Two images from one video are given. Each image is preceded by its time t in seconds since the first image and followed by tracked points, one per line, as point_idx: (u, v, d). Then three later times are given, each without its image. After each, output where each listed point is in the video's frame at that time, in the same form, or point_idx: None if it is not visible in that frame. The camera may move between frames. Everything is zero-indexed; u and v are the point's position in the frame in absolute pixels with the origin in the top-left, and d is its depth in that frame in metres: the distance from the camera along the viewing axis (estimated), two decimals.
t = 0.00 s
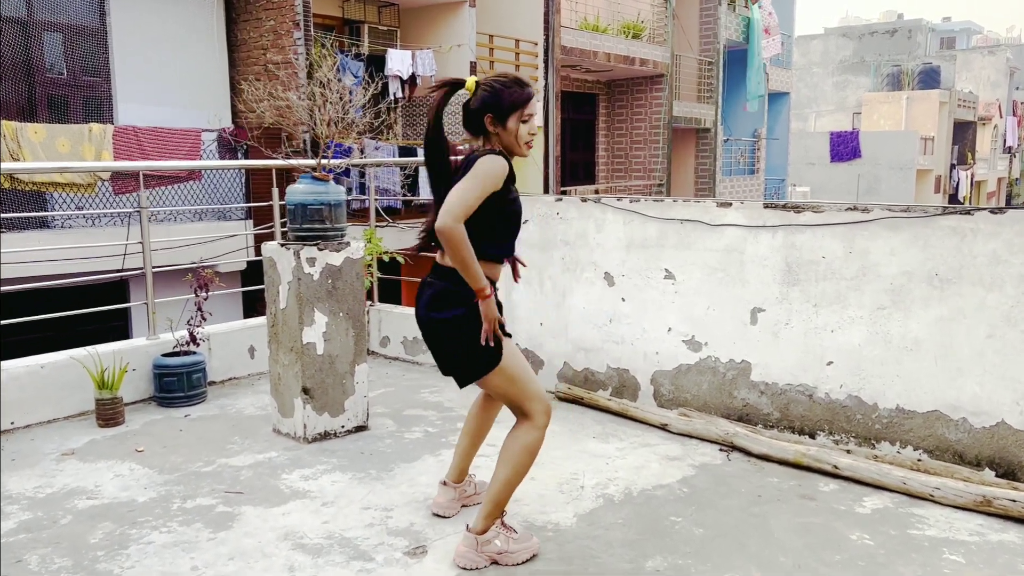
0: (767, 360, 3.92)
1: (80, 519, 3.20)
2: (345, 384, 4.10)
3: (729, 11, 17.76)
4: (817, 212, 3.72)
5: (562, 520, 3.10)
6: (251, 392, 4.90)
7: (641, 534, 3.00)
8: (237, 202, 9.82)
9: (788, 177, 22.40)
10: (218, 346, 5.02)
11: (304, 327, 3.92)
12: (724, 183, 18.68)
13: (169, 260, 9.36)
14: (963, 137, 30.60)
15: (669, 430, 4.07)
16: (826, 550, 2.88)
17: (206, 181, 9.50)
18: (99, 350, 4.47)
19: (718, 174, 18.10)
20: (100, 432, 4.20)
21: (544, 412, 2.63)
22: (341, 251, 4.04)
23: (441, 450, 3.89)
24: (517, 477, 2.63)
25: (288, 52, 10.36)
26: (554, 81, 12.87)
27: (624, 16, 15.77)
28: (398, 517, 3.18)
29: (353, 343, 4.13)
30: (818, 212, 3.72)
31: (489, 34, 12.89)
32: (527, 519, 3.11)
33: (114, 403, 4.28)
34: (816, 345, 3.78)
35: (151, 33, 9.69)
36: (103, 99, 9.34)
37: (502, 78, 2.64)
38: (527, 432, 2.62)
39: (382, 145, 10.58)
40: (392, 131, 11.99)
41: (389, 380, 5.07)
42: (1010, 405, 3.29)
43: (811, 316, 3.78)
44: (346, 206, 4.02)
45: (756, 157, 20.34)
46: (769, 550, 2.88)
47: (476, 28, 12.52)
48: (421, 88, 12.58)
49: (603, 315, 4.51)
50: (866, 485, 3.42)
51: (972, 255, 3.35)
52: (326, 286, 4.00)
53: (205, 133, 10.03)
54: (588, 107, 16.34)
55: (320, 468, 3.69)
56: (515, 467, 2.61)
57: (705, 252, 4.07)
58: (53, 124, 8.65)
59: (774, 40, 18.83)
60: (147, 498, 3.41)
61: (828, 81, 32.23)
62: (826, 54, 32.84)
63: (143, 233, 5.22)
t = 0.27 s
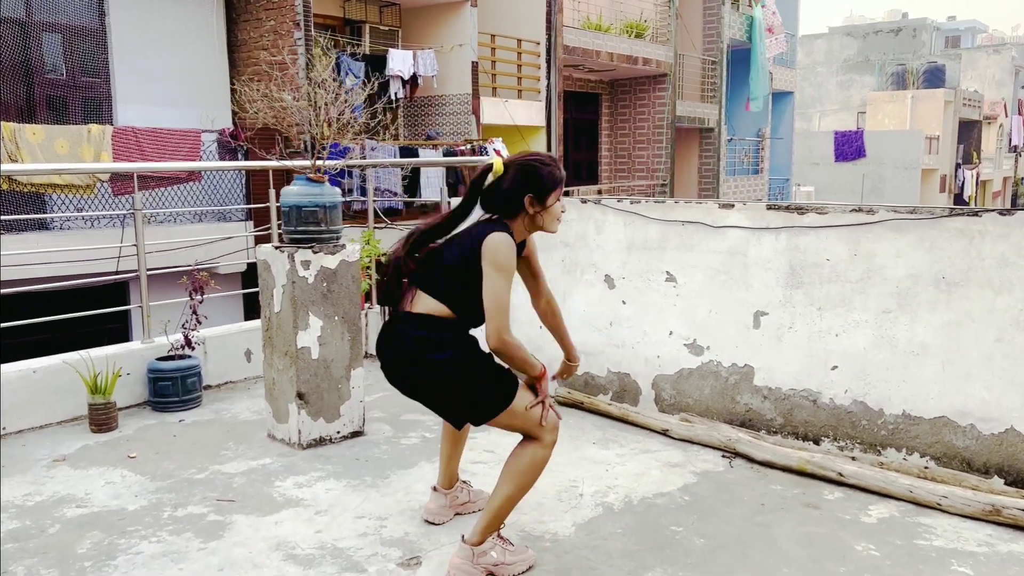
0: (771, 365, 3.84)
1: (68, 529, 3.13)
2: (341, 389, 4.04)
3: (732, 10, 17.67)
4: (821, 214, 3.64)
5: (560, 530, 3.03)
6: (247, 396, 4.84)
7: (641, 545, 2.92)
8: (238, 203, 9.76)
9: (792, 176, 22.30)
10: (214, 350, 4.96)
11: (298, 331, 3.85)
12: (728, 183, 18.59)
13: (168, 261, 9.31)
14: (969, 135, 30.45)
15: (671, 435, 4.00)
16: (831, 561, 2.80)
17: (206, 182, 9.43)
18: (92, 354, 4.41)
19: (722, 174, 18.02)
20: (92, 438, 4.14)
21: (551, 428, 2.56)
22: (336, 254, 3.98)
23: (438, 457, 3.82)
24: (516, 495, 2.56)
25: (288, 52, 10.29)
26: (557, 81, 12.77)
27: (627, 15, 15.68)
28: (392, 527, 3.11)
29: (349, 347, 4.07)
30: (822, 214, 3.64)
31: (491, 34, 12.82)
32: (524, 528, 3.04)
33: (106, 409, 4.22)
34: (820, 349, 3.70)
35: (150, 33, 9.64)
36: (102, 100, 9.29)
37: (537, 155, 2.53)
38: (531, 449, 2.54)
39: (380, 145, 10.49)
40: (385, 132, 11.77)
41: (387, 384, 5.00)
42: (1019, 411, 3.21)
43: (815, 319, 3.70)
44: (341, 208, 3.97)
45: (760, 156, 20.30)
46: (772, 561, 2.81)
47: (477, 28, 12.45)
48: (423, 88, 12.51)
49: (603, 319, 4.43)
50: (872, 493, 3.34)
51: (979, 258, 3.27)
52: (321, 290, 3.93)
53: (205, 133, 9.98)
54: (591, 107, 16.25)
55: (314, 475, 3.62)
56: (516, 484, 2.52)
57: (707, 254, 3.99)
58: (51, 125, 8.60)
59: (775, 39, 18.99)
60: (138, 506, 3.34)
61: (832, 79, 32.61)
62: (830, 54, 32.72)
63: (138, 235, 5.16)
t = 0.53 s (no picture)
0: (773, 370, 3.78)
1: (58, 538, 3.08)
2: (337, 395, 3.99)
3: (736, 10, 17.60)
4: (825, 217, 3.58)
5: (558, 540, 2.97)
6: (244, 401, 4.79)
7: (640, 555, 2.86)
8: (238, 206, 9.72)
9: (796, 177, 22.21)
10: (211, 354, 4.91)
11: (294, 337, 3.80)
12: (732, 184, 18.52)
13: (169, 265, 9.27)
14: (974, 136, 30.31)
15: (672, 441, 3.94)
16: (835, 573, 2.73)
17: (206, 185, 9.39)
18: (87, 359, 4.36)
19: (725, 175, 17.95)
20: (86, 444, 4.09)
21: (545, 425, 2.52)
22: (333, 258, 3.92)
23: (435, 464, 3.76)
24: (513, 503, 2.51)
25: (289, 53, 10.26)
26: (559, 82, 12.70)
27: (630, 16, 15.61)
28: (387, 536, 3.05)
29: (345, 352, 4.01)
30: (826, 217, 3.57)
31: (493, 35, 12.77)
32: (521, 538, 2.98)
33: (101, 414, 4.16)
34: (823, 354, 3.64)
35: (151, 35, 9.61)
36: (103, 102, 9.26)
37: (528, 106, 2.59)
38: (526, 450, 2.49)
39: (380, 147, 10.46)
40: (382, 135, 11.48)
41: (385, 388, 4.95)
42: None
43: (818, 324, 3.64)
44: (338, 211, 3.90)
45: (764, 157, 20.23)
46: (774, 572, 2.74)
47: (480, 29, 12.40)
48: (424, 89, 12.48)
49: (604, 323, 4.37)
50: (877, 502, 3.28)
51: (986, 262, 3.20)
52: (317, 295, 3.88)
53: (205, 136, 9.93)
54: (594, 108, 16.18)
55: (309, 483, 3.57)
56: (514, 491, 2.47)
57: (709, 258, 3.93)
58: (51, 127, 8.56)
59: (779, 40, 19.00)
60: (130, 515, 3.29)
61: (836, 80, 32.48)
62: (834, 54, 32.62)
63: (134, 239, 5.11)
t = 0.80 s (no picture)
0: (781, 376, 3.72)
1: (54, 547, 3.03)
2: (338, 401, 3.94)
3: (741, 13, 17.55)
4: (833, 221, 3.52)
5: (562, 550, 2.91)
6: (244, 406, 4.74)
7: (645, 566, 2.80)
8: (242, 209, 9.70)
9: (802, 180, 22.14)
10: (211, 359, 4.86)
11: (294, 342, 3.75)
12: (737, 187, 18.45)
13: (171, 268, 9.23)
14: (980, 138, 30.20)
15: (677, 448, 3.88)
16: None
17: (210, 189, 9.35)
18: (86, 364, 4.32)
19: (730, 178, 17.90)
20: (85, 450, 4.05)
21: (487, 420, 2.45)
22: (333, 263, 3.87)
23: (437, 471, 3.71)
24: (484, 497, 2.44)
25: (292, 56, 10.24)
26: (563, 85, 12.66)
27: (634, 19, 15.56)
28: (388, 546, 3.00)
29: (346, 357, 3.96)
30: (834, 221, 3.52)
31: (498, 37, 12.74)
32: (524, 547, 2.92)
33: (100, 420, 4.12)
34: (831, 360, 3.58)
35: (154, 37, 9.58)
36: (106, 105, 9.24)
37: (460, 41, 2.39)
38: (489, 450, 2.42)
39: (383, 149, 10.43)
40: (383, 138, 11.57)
41: (387, 394, 4.89)
42: None
43: (826, 329, 3.58)
44: (339, 214, 3.85)
45: (769, 160, 20.18)
46: None
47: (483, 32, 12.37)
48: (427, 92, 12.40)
49: (608, 328, 4.31)
50: (886, 511, 3.22)
51: (998, 266, 3.14)
52: (317, 299, 3.83)
53: (208, 139, 9.91)
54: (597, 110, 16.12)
55: (309, 490, 3.51)
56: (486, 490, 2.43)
57: (715, 262, 3.87)
58: (53, 131, 8.54)
59: (784, 43, 18.74)
60: (127, 523, 3.24)
61: (842, 83, 32.48)
62: (839, 57, 32.59)
63: (134, 243, 5.07)
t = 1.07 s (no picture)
0: (790, 385, 3.67)
1: (51, 559, 2.99)
2: (341, 409, 3.89)
3: (745, 17, 17.52)
4: (843, 228, 3.46)
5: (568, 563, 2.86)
6: (246, 414, 4.69)
7: None
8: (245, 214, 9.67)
9: (806, 185, 22.07)
10: (213, 366, 4.82)
11: (296, 349, 3.70)
12: (741, 192, 18.40)
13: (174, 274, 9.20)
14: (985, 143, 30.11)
15: (685, 458, 3.82)
16: None
17: (213, 193, 9.32)
18: (85, 372, 4.28)
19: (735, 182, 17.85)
20: (84, 459, 4.00)
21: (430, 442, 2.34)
22: (336, 269, 3.83)
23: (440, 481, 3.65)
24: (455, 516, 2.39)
25: (296, 61, 10.22)
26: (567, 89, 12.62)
27: (639, 23, 15.53)
28: (391, 559, 2.95)
29: (349, 365, 3.91)
30: (844, 228, 3.46)
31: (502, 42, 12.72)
32: (529, 560, 2.87)
33: (100, 428, 4.08)
34: (841, 369, 3.52)
35: (158, 42, 9.56)
36: (109, 109, 9.20)
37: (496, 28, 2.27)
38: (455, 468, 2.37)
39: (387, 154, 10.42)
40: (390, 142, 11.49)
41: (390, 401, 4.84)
42: None
43: (836, 338, 3.52)
44: (341, 221, 3.81)
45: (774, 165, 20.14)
46: None
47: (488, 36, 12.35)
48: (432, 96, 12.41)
49: (614, 335, 4.26)
50: (899, 524, 3.16)
51: (1012, 275, 3.09)
52: (320, 306, 3.79)
53: (212, 144, 9.89)
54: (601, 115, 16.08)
55: (311, 501, 3.46)
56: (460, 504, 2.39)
57: (723, 269, 3.82)
58: (56, 135, 8.51)
59: (786, 47, 18.39)
60: (126, 534, 3.19)
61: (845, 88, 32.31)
62: (843, 61, 32.55)
63: (136, 248, 5.03)
